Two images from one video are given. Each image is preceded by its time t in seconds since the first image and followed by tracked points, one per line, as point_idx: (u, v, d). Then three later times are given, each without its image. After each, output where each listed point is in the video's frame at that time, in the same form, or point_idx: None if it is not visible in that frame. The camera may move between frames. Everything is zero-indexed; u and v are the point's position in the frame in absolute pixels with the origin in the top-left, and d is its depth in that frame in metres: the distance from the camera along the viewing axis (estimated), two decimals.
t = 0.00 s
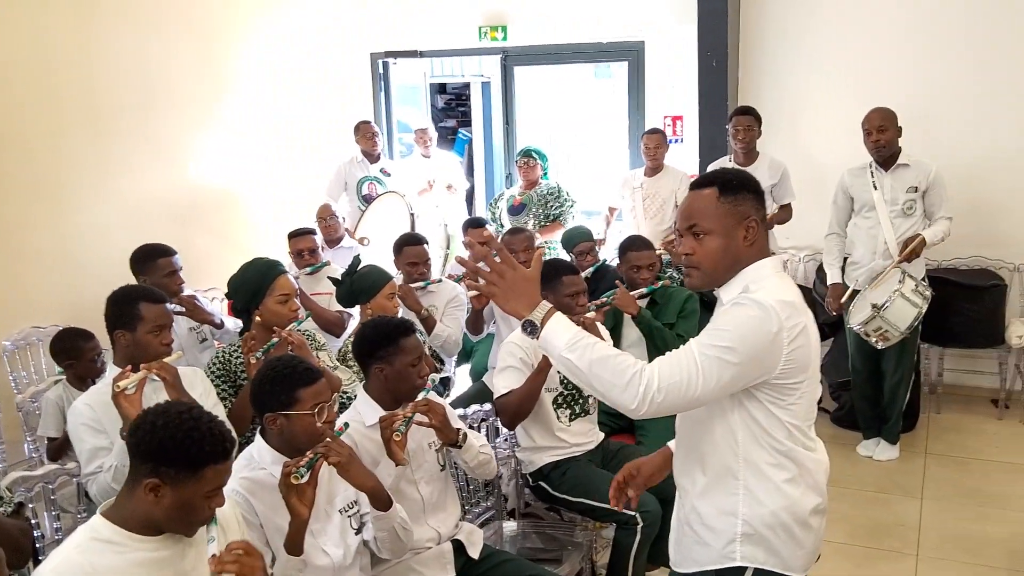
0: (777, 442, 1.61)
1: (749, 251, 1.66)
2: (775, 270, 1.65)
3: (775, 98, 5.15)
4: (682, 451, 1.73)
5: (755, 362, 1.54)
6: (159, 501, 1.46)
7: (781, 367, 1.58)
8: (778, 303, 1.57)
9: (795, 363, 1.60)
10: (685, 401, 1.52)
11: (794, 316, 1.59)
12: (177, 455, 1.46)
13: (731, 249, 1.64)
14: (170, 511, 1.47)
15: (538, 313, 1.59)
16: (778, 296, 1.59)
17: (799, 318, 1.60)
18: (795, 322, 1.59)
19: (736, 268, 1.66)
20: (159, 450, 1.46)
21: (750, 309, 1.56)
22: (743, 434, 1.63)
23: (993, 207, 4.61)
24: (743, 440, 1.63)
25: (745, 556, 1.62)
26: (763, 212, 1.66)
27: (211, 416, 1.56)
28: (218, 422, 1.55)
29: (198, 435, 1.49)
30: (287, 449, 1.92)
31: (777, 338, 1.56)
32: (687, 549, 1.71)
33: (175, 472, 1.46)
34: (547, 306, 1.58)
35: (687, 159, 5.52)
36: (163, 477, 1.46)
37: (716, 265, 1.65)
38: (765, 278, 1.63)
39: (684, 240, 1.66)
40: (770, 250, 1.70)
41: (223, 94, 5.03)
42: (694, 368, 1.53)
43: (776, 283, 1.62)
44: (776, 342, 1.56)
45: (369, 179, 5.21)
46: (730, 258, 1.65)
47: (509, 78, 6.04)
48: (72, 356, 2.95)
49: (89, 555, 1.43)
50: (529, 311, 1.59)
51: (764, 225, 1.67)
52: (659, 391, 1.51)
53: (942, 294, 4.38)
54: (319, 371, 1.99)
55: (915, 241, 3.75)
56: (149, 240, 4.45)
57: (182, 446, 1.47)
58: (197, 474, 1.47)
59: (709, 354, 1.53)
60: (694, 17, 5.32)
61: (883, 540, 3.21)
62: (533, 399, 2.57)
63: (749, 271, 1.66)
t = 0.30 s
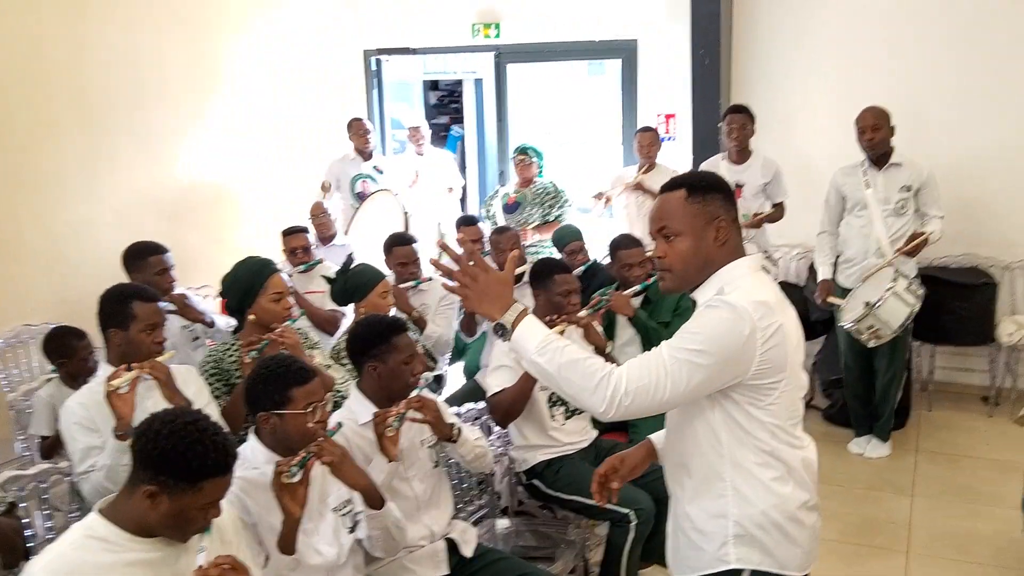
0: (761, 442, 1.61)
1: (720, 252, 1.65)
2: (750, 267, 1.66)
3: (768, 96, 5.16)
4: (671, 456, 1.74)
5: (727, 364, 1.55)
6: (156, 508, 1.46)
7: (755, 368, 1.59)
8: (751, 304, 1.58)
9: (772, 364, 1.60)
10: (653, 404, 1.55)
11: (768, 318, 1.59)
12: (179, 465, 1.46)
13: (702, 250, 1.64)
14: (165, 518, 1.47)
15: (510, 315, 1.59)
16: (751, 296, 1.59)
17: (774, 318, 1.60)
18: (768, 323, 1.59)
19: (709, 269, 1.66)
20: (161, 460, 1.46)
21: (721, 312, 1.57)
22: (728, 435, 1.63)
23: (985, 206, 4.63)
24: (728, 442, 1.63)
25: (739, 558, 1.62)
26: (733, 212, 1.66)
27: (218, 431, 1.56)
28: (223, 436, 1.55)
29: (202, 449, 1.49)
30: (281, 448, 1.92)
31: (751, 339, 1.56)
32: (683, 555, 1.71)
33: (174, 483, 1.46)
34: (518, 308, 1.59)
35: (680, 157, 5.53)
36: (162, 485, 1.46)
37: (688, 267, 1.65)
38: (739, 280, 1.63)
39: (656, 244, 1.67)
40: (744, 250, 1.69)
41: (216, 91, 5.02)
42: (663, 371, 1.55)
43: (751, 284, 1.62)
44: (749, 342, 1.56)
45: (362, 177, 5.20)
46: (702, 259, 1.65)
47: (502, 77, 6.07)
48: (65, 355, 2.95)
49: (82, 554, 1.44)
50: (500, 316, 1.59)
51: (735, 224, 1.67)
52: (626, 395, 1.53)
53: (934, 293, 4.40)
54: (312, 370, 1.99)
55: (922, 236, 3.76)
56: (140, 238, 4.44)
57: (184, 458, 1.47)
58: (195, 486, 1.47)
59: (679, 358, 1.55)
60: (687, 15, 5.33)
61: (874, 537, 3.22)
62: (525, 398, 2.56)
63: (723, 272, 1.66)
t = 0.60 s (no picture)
0: (758, 447, 1.62)
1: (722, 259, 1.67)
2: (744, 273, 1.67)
3: (764, 94, 5.16)
4: (666, 467, 1.73)
5: (714, 373, 1.56)
6: (155, 510, 1.47)
7: (748, 379, 1.60)
8: (743, 314, 1.58)
9: (765, 371, 1.61)
10: (635, 410, 1.58)
11: (760, 326, 1.59)
12: (175, 467, 1.47)
13: (706, 257, 1.64)
14: (165, 519, 1.48)
15: (525, 305, 1.71)
16: (743, 306, 1.59)
17: (767, 326, 1.60)
18: (764, 332, 1.59)
19: (711, 276, 1.66)
20: (157, 462, 1.47)
21: (713, 321, 1.57)
22: (725, 442, 1.63)
23: (981, 202, 4.64)
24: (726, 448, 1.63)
25: (742, 564, 1.62)
26: (734, 219, 1.67)
27: (213, 429, 1.57)
28: (217, 435, 1.55)
29: (197, 449, 1.50)
30: (279, 450, 1.93)
31: (744, 347, 1.57)
32: (685, 564, 1.71)
33: (171, 484, 1.46)
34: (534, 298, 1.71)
35: (676, 155, 5.54)
36: (159, 487, 1.46)
37: (692, 275, 1.64)
38: (730, 287, 1.64)
39: (658, 250, 1.64)
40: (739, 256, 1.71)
41: (213, 93, 5.02)
42: (647, 379, 1.57)
43: (744, 292, 1.62)
44: (740, 351, 1.56)
45: (359, 178, 5.22)
46: (706, 267, 1.65)
47: (498, 75, 6.04)
48: (63, 358, 2.95)
49: (83, 557, 1.44)
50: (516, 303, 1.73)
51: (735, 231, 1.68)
52: (607, 399, 1.58)
53: (931, 289, 4.41)
54: (308, 371, 1.99)
55: (914, 227, 3.81)
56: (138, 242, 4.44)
57: (180, 459, 1.48)
58: (193, 486, 1.48)
59: (663, 365, 1.57)
60: (682, 14, 5.33)
61: (872, 534, 3.23)
62: (521, 396, 2.56)
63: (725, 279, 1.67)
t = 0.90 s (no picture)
0: (746, 457, 1.62)
1: (716, 257, 1.66)
2: (740, 278, 1.67)
3: (764, 93, 5.17)
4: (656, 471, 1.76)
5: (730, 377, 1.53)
6: (156, 508, 1.47)
7: (753, 384, 1.58)
8: (743, 317, 1.57)
9: (766, 376, 1.59)
10: (680, 434, 1.48)
11: (759, 329, 1.58)
12: (175, 466, 1.47)
13: (698, 254, 1.65)
14: (167, 518, 1.48)
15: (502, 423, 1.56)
16: (742, 309, 1.58)
17: (765, 330, 1.59)
18: (762, 335, 1.58)
19: (705, 273, 1.67)
20: (157, 460, 1.47)
21: (715, 325, 1.55)
22: (714, 452, 1.64)
23: (981, 200, 4.65)
24: (712, 456, 1.64)
25: (722, 571, 1.65)
26: (734, 219, 1.66)
27: (213, 427, 1.57)
28: (217, 433, 1.56)
29: (198, 447, 1.50)
30: (280, 448, 1.93)
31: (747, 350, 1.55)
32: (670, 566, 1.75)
33: (172, 482, 1.47)
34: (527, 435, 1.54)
35: (676, 153, 5.55)
36: (160, 486, 1.47)
37: (681, 270, 1.66)
38: (728, 288, 1.64)
39: (652, 241, 1.68)
40: (741, 257, 1.70)
41: (213, 93, 5.03)
42: (678, 402, 1.50)
43: (743, 296, 1.62)
44: (746, 356, 1.55)
45: (359, 177, 5.22)
46: (697, 263, 1.65)
47: (498, 74, 6.05)
48: (63, 357, 2.96)
49: (85, 556, 1.45)
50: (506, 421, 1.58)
51: (735, 231, 1.67)
52: (650, 432, 1.47)
53: (931, 288, 4.42)
54: (308, 371, 2.00)
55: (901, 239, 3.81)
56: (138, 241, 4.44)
57: (181, 457, 1.48)
58: (194, 485, 1.48)
59: (687, 382, 1.51)
60: (682, 13, 5.34)
61: (871, 531, 3.24)
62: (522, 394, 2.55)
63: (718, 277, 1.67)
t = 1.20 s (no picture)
0: (742, 460, 1.62)
1: (706, 258, 1.66)
2: (743, 278, 1.66)
3: (765, 92, 5.16)
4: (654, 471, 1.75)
5: (728, 381, 1.52)
6: (159, 507, 1.47)
7: (750, 385, 1.58)
8: (744, 319, 1.57)
9: (766, 377, 1.59)
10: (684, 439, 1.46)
11: (760, 331, 1.58)
12: (179, 464, 1.48)
13: (686, 255, 1.66)
14: (170, 516, 1.48)
15: (512, 417, 1.41)
16: (743, 311, 1.58)
17: (767, 332, 1.59)
18: (762, 337, 1.57)
19: (697, 273, 1.68)
20: (160, 459, 1.48)
21: (716, 325, 1.56)
22: (711, 455, 1.63)
23: (982, 200, 4.65)
24: (710, 458, 1.63)
25: (719, 574, 1.64)
26: (727, 221, 1.64)
27: (216, 424, 1.57)
28: (221, 432, 1.55)
29: (201, 445, 1.50)
30: (284, 447, 1.94)
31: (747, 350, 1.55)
32: (666, 566, 1.74)
33: (175, 480, 1.47)
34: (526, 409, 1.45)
35: (677, 152, 5.55)
36: (164, 484, 1.47)
37: (669, 269, 1.68)
38: (730, 289, 1.64)
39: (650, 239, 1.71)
40: (737, 258, 1.68)
41: (215, 91, 5.03)
42: (684, 404, 1.47)
43: (746, 298, 1.62)
44: (743, 360, 1.55)
45: (361, 175, 5.23)
46: (686, 262, 1.67)
47: (499, 73, 6.03)
48: (65, 354, 2.96)
49: (88, 554, 1.45)
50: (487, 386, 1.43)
51: (728, 232, 1.65)
52: (663, 437, 1.43)
53: (931, 287, 4.42)
54: (317, 370, 2.01)
55: (900, 237, 3.79)
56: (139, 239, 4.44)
57: (184, 455, 1.48)
58: (197, 482, 1.49)
59: (692, 383, 1.49)
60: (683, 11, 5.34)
61: (871, 531, 3.24)
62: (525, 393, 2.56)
63: (709, 277, 1.67)
